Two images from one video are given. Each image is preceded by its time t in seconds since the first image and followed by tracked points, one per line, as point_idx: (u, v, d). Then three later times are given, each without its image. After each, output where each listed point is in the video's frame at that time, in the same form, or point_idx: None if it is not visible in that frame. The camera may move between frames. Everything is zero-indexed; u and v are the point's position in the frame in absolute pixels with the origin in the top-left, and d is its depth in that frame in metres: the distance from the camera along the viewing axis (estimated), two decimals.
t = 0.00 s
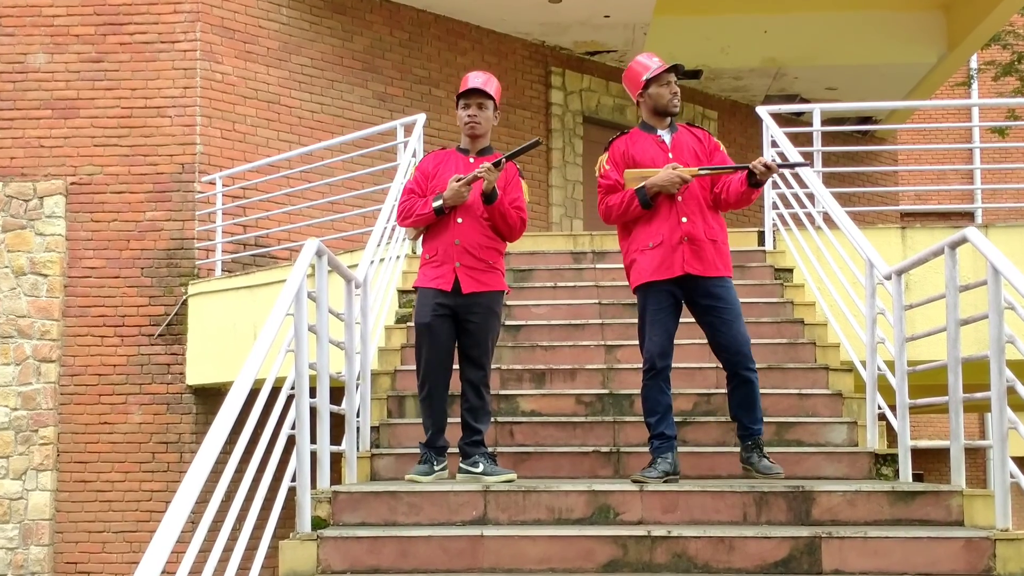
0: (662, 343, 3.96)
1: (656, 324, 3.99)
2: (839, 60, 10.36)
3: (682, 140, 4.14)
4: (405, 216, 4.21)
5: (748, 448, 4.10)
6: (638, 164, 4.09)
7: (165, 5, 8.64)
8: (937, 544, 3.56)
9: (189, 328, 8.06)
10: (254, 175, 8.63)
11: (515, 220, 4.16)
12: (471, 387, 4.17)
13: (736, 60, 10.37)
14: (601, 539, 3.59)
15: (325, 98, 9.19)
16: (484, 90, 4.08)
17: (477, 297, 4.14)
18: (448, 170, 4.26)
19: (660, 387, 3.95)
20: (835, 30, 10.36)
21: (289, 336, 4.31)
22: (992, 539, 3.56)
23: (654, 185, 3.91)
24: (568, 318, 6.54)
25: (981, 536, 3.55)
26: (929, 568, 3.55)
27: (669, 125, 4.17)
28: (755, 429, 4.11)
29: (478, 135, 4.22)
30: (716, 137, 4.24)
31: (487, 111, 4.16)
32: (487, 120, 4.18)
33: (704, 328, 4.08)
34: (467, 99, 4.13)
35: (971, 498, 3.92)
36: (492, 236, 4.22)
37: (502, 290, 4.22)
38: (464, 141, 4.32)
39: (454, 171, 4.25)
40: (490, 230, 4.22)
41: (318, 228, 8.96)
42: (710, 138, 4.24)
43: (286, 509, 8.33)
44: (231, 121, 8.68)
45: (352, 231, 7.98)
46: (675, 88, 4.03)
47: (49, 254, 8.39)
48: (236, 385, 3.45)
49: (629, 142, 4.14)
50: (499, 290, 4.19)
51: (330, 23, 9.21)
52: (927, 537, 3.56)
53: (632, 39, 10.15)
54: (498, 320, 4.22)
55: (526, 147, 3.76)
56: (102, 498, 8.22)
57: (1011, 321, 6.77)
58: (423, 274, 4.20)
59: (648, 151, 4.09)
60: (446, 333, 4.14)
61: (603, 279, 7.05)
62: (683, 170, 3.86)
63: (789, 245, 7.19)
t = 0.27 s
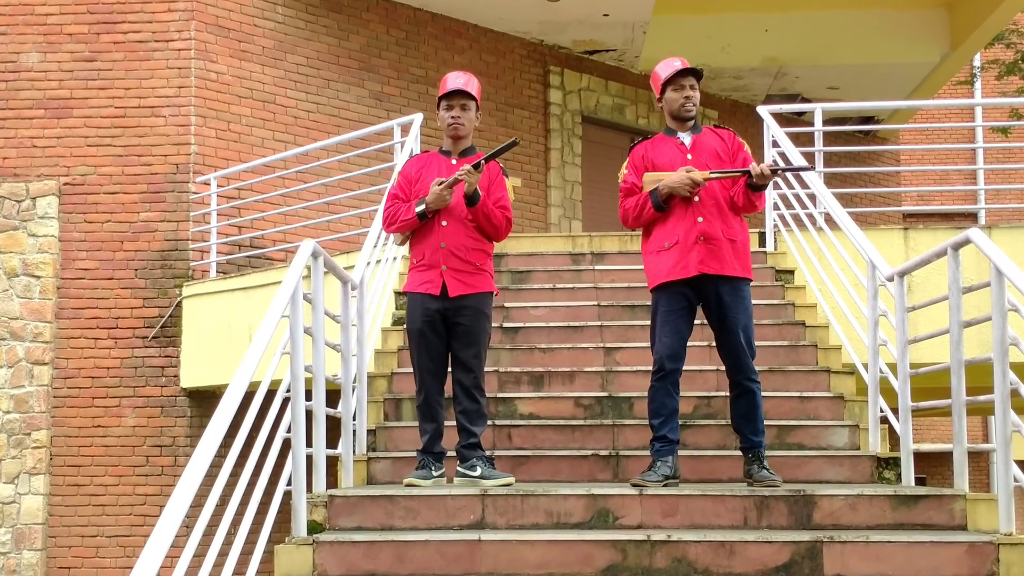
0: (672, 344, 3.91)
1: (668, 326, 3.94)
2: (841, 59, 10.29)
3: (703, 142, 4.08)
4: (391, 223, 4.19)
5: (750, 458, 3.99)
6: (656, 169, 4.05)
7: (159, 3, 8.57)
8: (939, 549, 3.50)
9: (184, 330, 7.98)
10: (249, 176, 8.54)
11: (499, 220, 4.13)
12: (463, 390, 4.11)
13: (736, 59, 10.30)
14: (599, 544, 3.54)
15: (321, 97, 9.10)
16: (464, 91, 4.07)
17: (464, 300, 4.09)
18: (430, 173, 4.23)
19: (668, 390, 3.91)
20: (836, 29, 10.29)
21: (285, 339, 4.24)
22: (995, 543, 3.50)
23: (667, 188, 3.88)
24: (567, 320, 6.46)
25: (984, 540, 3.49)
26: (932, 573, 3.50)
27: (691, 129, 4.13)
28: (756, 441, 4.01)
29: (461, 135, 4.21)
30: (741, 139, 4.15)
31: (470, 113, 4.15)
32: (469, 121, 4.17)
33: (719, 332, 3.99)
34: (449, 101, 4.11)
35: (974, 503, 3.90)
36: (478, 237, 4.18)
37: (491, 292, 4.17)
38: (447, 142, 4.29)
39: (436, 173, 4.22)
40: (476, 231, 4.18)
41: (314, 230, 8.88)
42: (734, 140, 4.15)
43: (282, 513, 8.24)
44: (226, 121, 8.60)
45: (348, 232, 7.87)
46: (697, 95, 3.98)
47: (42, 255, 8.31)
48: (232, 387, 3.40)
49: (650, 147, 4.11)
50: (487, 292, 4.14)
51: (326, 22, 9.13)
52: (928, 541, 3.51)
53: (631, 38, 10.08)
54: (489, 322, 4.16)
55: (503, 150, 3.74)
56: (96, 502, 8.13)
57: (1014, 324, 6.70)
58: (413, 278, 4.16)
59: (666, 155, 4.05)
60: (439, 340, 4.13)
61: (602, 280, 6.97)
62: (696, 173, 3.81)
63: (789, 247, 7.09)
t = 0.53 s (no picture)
0: (690, 347, 3.90)
1: (685, 330, 3.94)
2: (843, 58, 10.21)
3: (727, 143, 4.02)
4: (379, 230, 4.09)
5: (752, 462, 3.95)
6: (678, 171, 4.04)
7: (153, 2, 8.49)
8: (942, 552, 3.45)
9: (178, 332, 7.88)
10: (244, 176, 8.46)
11: (487, 221, 4.07)
12: (458, 393, 4.04)
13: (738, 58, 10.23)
14: (598, 548, 3.50)
15: (317, 97, 9.02)
16: (446, 94, 4.00)
17: (456, 302, 4.03)
18: (414, 178, 4.16)
19: (681, 392, 3.89)
20: (838, 28, 10.20)
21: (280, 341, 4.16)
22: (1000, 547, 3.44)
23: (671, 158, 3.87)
24: (565, 322, 6.38)
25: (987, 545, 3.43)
26: None
27: (720, 129, 4.05)
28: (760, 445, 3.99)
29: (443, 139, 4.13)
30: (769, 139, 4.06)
31: (452, 116, 4.07)
32: (452, 124, 4.09)
33: (738, 337, 3.98)
34: (432, 104, 4.04)
35: (977, 507, 3.81)
36: (466, 239, 4.12)
37: (481, 293, 4.10)
38: (428, 147, 4.22)
39: (420, 178, 4.14)
40: (464, 234, 4.12)
41: (309, 231, 8.79)
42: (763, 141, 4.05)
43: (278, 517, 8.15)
44: (220, 121, 8.52)
45: (344, 234, 7.75)
46: (728, 100, 3.96)
47: (35, 257, 8.23)
48: (226, 390, 3.39)
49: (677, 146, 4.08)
50: (477, 294, 4.07)
51: (322, 21, 9.05)
52: (931, 545, 3.45)
53: (631, 37, 10.00)
54: (480, 323, 4.09)
55: (489, 153, 3.71)
56: (89, 506, 8.05)
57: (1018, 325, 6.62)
58: (402, 282, 4.09)
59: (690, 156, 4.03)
60: (430, 342, 4.08)
61: (601, 282, 6.89)
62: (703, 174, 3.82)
63: (790, 249, 7.00)
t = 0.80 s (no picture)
0: (700, 347, 3.95)
1: (695, 330, 3.99)
2: (845, 57, 10.15)
3: (746, 146, 4.03)
4: (372, 233, 3.99)
5: (752, 464, 3.98)
6: (702, 171, 4.09)
7: None
8: (945, 557, 3.48)
9: (172, 334, 7.79)
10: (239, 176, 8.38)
11: (482, 223, 4.03)
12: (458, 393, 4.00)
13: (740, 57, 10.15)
14: (597, 554, 3.52)
15: (313, 96, 8.94)
16: (435, 98, 3.93)
17: (454, 303, 3.99)
18: (408, 182, 4.08)
19: (688, 391, 3.94)
20: (840, 26, 10.13)
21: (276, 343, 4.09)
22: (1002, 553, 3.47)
23: (663, 147, 3.89)
24: (564, 324, 6.30)
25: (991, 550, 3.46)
26: None
27: (744, 130, 4.07)
28: (762, 448, 4.00)
29: (430, 144, 4.07)
30: (791, 144, 4.03)
31: (441, 121, 4.01)
32: (440, 129, 4.03)
33: (750, 338, 4.01)
34: (421, 110, 3.97)
35: (981, 511, 3.78)
36: (460, 241, 4.07)
37: (476, 294, 4.05)
38: (417, 151, 4.14)
39: (413, 181, 4.07)
40: (458, 236, 4.06)
41: (305, 231, 8.71)
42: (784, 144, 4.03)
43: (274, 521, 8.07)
44: (215, 120, 8.43)
45: (341, 235, 7.66)
46: (752, 104, 3.96)
47: (27, 258, 8.15)
48: (221, 393, 3.40)
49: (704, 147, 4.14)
50: (474, 296, 4.03)
51: (317, 20, 8.98)
52: (933, 551, 3.49)
53: (630, 36, 9.94)
54: (479, 323, 4.04)
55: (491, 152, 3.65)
56: (82, 511, 7.96)
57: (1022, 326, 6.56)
58: (398, 284, 4.04)
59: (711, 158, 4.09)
60: (428, 345, 4.05)
61: (600, 284, 6.81)
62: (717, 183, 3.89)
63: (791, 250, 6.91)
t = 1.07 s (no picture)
0: (703, 351, 3.88)
1: (700, 332, 3.94)
2: (847, 56, 10.08)
3: (756, 148, 3.97)
4: (370, 233, 4.00)
5: (754, 469, 3.94)
6: (713, 169, 4.02)
7: None
8: (948, 561, 3.48)
9: (167, 336, 7.69)
10: (234, 176, 8.31)
11: (481, 224, 4.05)
12: (464, 393, 4.04)
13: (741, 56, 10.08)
14: (596, 558, 3.51)
15: (309, 95, 8.86)
16: (433, 100, 3.93)
17: (454, 304, 4.00)
18: (406, 184, 4.08)
19: (690, 394, 3.86)
20: (843, 25, 10.05)
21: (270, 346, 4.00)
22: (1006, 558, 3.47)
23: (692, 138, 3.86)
24: (563, 326, 6.21)
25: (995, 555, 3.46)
26: None
27: (756, 130, 4.01)
28: (766, 452, 3.94)
29: (430, 146, 4.06)
30: (804, 146, 3.95)
31: (439, 123, 4.00)
32: (439, 131, 4.02)
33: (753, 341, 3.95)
34: (418, 112, 3.98)
35: (985, 515, 3.84)
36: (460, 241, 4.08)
37: (476, 294, 4.07)
38: (414, 154, 4.15)
39: (412, 182, 4.07)
40: (458, 236, 4.08)
41: (301, 232, 8.63)
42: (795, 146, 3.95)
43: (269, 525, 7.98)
44: (210, 120, 8.35)
45: (337, 236, 7.57)
46: (765, 103, 3.91)
47: (20, 259, 8.06)
48: (216, 395, 3.37)
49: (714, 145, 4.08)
50: (474, 296, 4.05)
51: (313, 18, 8.89)
52: (936, 556, 3.49)
53: (630, 34, 9.87)
54: (481, 323, 4.06)
55: (489, 148, 3.61)
56: (75, 515, 7.87)
57: None
58: (397, 285, 4.04)
59: (722, 156, 4.03)
60: (428, 350, 4.04)
61: (599, 285, 6.73)
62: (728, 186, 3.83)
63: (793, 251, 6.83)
